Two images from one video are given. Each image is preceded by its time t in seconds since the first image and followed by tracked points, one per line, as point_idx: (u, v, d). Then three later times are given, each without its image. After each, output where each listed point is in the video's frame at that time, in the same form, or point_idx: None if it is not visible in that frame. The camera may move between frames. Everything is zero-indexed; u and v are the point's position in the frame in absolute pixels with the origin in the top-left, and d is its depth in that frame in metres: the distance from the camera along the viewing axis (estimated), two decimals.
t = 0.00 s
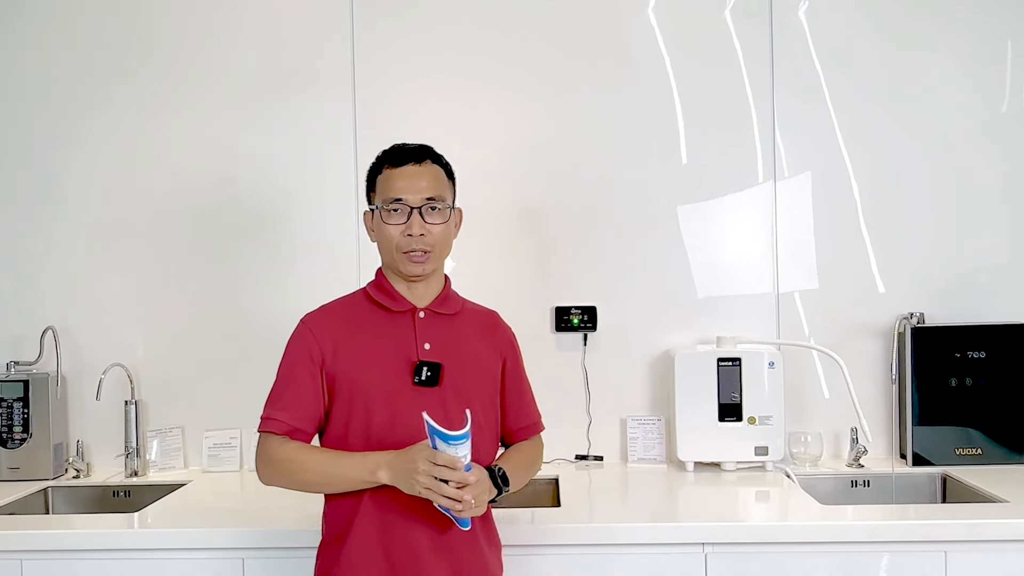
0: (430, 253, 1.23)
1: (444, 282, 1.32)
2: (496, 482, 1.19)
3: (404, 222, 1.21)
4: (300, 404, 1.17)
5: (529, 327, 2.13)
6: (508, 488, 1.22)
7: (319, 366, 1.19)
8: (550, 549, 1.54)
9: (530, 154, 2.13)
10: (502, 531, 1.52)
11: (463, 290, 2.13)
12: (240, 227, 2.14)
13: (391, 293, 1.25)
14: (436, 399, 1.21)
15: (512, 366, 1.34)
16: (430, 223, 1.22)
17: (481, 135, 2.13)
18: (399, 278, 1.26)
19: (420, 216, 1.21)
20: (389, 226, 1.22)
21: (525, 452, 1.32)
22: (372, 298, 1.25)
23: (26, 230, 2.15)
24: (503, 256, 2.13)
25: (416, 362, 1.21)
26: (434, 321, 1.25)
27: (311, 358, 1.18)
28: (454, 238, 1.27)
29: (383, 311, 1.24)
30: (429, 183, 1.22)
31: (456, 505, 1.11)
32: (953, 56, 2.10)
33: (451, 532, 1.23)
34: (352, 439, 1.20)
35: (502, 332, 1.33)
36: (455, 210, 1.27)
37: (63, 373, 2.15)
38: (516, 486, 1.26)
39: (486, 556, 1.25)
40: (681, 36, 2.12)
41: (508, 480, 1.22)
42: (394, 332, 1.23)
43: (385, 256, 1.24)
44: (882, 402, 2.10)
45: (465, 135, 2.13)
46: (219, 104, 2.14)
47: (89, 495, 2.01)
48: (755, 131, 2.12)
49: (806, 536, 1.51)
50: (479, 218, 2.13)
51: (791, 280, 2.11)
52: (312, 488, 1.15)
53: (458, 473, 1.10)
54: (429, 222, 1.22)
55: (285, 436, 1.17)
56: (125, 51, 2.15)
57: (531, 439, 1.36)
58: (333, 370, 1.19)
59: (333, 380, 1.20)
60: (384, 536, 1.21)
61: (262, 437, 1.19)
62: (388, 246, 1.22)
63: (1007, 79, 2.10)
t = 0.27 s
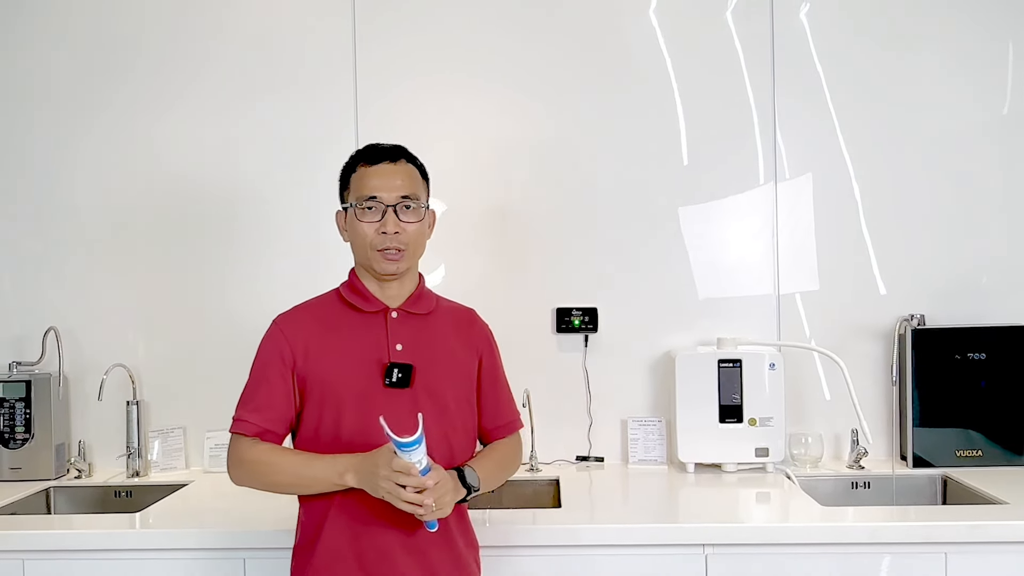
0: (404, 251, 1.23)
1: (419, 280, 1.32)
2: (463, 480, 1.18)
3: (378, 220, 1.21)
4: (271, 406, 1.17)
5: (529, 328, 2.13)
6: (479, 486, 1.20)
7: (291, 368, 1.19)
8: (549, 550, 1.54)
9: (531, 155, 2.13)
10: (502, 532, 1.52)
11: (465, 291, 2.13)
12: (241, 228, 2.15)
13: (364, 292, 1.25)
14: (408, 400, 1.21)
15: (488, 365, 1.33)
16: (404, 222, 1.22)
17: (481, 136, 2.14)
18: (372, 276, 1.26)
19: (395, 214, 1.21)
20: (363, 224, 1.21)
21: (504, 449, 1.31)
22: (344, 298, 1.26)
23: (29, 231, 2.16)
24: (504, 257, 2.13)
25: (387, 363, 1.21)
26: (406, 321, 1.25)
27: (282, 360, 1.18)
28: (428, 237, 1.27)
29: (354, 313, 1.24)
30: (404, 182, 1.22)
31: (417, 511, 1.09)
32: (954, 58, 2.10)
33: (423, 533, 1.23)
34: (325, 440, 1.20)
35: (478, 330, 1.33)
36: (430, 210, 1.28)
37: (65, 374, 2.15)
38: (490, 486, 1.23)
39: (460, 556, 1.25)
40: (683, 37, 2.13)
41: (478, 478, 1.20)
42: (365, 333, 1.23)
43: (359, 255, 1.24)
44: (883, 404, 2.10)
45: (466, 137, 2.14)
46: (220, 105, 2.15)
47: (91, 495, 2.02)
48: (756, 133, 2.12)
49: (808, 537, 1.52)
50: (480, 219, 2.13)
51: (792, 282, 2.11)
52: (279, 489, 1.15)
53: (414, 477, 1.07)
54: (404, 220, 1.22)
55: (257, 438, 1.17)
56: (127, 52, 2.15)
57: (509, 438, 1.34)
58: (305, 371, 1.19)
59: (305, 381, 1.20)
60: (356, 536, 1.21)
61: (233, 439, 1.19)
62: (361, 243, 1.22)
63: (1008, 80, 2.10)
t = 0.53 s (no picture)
0: (386, 254, 1.23)
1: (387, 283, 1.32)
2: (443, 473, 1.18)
3: (364, 221, 1.21)
4: (245, 414, 1.16)
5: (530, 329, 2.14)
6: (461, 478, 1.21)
7: (264, 375, 1.18)
8: (548, 550, 1.55)
9: (533, 157, 2.14)
10: (501, 532, 1.52)
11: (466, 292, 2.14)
12: (243, 228, 2.15)
13: (334, 295, 1.25)
14: (386, 400, 1.21)
15: (462, 359, 1.34)
16: (389, 225, 1.23)
17: (482, 138, 2.14)
18: (348, 275, 1.25)
19: (381, 216, 1.22)
20: (348, 223, 1.20)
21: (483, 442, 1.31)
22: (316, 302, 1.25)
23: (32, 232, 2.17)
24: (504, 258, 2.14)
25: (363, 364, 1.20)
26: (379, 321, 1.25)
27: (255, 367, 1.17)
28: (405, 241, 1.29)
29: (328, 316, 1.24)
30: (389, 185, 1.23)
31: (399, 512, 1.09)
32: (955, 60, 2.11)
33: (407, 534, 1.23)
34: (303, 446, 1.19)
35: (449, 326, 1.34)
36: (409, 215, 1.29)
37: (67, 374, 2.16)
38: (472, 480, 1.24)
39: (444, 555, 1.26)
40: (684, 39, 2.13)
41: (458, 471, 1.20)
42: (339, 335, 1.22)
43: (338, 254, 1.23)
44: (883, 406, 2.10)
45: (467, 138, 2.14)
46: (222, 106, 2.15)
47: (93, 496, 2.02)
48: (758, 135, 2.12)
49: (808, 538, 1.52)
50: (480, 221, 2.14)
51: (793, 284, 2.12)
52: (259, 498, 1.14)
53: (392, 479, 1.07)
54: (389, 224, 1.22)
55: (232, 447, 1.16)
56: (129, 53, 2.16)
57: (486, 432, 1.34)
58: (279, 377, 1.18)
59: (279, 387, 1.19)
60: (340, 540, 1.21)
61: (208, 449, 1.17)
62: (344, 243, 1.21)
63: (1009, 82, 2.10)
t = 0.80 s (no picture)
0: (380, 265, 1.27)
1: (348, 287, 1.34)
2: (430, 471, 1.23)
3: (371, 230, 1.23)
4: (226, 430, 1.14)
5: (530, 331, 2.14)
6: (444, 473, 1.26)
7: (241, 389, 1.16)
8: (547, 552, 1.55)
9: (534, 159, 2.14)
10: (500, 534, 1.53)
11: (468, 294, 2.14)
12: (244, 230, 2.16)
13: (306, 302, 1.24)
14: (367, 403, 1.22)
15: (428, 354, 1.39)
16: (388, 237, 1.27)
17: (484, 140, 2.15)
18: (336, 278, 1.25)
19: (385, 227, 1.25)
20: (355, 230, 1.22)
21: (458, 434, 1.38)
22: (287, 311, 1.24)
23: (34, 233, 2.17)
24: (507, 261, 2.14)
25: (343, 370, 1.21)
26: (354, 326, 1.26)
27: (232, 383, 1.15)
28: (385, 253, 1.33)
29: (303, 324, 1.23)
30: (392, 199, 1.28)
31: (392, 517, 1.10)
32: (955, 63, 2.11)
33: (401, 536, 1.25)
34: (284, 456, 1.19)
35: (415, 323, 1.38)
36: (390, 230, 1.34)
37: (69, 374, 2.16)
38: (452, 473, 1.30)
39: (432, 553, 1.30)
40: (685, 42, 2.14)
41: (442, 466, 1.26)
42: (315, 343, 1.22)
43: (336, 258, 1.23)
44: (883, 408, 2.10)
45: (468, 140, 2.15)
46: (224, 108, 2.16)
47: (94, 496, 2.03)
48: (758, 137, 2.13)
49: (807, 540, 1.52)
50: (481, 223, 2.14)
51: (793, 286, 2.12)
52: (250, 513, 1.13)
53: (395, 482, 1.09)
54: (389, 236, 1.27)
55: (213, 465, 1.15)
56: (132, 55, 2.17)
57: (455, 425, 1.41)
58: (257, 391, 1.17)
59: (257, 400, 1.17)
60: (335, 545, 1.21)
61: (186, 469, 1.15)
62: (348, 249, 1.22)
63: (1010, 85, 2.11)
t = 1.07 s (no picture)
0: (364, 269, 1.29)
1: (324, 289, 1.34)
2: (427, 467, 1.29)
3: (361, 235, 1.25)
4: (227, 442, 1.10)
5: (531, 332, 2.15)
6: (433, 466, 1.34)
7: (237, 399, 1.13)
8: (547, 552, 1.56)
9: (535, 160, 2.15)
10: (500, 534, 1.53)
11: (469, 295, 2.15)
12: (247, 230, 2.16)
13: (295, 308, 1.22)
14: (360, 405, 1.24)
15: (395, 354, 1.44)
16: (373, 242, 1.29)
17: (485, 141, 2.16)
18: (323, 283, 1.26)
19: (372, 233, 1.28)
20: (347, 235, 1.23)
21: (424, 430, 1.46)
22: (276, 317, 1.21)
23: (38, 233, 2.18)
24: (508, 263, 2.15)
25: (337, 374, 1.22)
26: (341, 329, 1.28)
27: (229, 393, 1.12)
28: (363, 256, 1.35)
29: (294, 329, 1.22)
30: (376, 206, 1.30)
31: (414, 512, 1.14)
32: (956, 66, 2.12)
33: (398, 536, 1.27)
34: (280, 465, 1.17)
35: (384, 325, 1.42)
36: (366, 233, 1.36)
37: (71, 374, 2.17)
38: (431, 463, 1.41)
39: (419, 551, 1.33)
40: (687, 44, 2.14)
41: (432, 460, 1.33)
42: (307, 348, 1.21)
43: (327, 263, 1.23)
44: (883, 410, 2.11)
45: (470, 141, 2.16)
46: (227, 109, 2.17)
47: (95, 495, 2.03)
48: (759, 139, 2.14)
49: (806, 541, 1.53)
50: (482, 224, 2.15)
51: (793, 288, 2.13)
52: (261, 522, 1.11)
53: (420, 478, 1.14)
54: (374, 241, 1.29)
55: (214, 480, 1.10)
56: (134, 55, 2.18)
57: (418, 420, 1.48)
58: (253, 400, 1.14)
59: (253, 408, 1.15)
60: (340, 548, 1.20)
61: (182, 486, 1.10)
62: (341, 254, 1.23)
63: (1011, 88, 2.11)
